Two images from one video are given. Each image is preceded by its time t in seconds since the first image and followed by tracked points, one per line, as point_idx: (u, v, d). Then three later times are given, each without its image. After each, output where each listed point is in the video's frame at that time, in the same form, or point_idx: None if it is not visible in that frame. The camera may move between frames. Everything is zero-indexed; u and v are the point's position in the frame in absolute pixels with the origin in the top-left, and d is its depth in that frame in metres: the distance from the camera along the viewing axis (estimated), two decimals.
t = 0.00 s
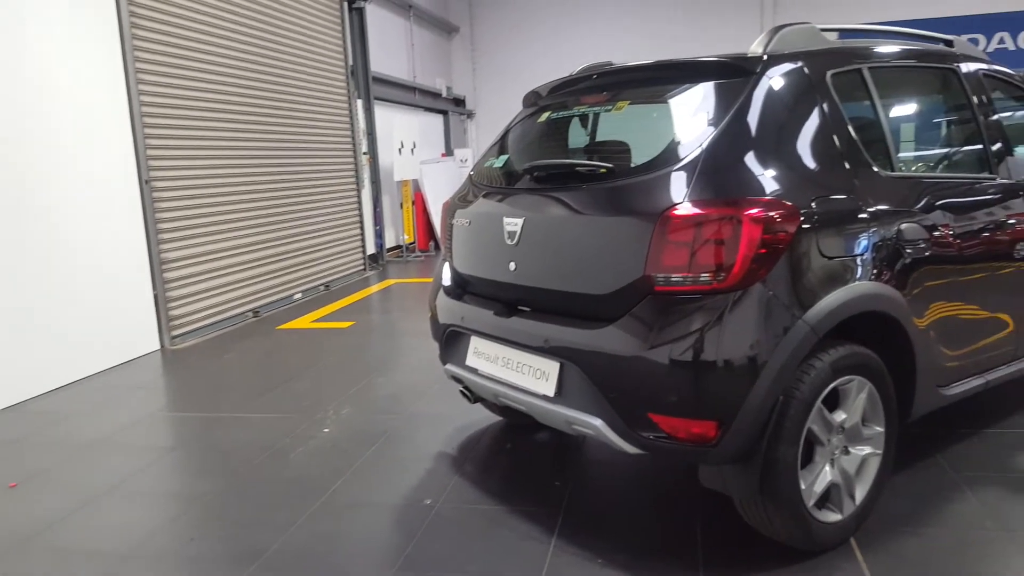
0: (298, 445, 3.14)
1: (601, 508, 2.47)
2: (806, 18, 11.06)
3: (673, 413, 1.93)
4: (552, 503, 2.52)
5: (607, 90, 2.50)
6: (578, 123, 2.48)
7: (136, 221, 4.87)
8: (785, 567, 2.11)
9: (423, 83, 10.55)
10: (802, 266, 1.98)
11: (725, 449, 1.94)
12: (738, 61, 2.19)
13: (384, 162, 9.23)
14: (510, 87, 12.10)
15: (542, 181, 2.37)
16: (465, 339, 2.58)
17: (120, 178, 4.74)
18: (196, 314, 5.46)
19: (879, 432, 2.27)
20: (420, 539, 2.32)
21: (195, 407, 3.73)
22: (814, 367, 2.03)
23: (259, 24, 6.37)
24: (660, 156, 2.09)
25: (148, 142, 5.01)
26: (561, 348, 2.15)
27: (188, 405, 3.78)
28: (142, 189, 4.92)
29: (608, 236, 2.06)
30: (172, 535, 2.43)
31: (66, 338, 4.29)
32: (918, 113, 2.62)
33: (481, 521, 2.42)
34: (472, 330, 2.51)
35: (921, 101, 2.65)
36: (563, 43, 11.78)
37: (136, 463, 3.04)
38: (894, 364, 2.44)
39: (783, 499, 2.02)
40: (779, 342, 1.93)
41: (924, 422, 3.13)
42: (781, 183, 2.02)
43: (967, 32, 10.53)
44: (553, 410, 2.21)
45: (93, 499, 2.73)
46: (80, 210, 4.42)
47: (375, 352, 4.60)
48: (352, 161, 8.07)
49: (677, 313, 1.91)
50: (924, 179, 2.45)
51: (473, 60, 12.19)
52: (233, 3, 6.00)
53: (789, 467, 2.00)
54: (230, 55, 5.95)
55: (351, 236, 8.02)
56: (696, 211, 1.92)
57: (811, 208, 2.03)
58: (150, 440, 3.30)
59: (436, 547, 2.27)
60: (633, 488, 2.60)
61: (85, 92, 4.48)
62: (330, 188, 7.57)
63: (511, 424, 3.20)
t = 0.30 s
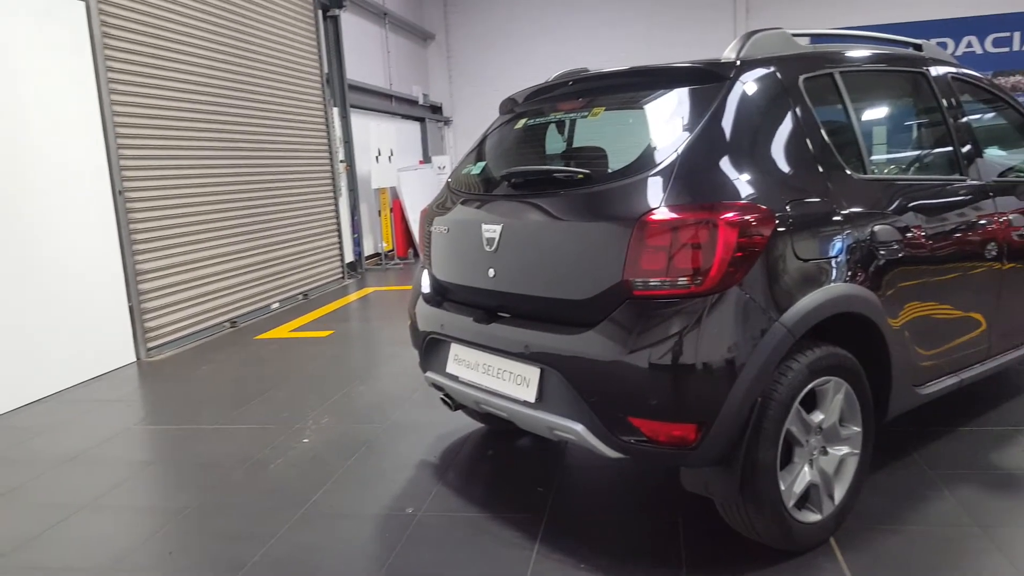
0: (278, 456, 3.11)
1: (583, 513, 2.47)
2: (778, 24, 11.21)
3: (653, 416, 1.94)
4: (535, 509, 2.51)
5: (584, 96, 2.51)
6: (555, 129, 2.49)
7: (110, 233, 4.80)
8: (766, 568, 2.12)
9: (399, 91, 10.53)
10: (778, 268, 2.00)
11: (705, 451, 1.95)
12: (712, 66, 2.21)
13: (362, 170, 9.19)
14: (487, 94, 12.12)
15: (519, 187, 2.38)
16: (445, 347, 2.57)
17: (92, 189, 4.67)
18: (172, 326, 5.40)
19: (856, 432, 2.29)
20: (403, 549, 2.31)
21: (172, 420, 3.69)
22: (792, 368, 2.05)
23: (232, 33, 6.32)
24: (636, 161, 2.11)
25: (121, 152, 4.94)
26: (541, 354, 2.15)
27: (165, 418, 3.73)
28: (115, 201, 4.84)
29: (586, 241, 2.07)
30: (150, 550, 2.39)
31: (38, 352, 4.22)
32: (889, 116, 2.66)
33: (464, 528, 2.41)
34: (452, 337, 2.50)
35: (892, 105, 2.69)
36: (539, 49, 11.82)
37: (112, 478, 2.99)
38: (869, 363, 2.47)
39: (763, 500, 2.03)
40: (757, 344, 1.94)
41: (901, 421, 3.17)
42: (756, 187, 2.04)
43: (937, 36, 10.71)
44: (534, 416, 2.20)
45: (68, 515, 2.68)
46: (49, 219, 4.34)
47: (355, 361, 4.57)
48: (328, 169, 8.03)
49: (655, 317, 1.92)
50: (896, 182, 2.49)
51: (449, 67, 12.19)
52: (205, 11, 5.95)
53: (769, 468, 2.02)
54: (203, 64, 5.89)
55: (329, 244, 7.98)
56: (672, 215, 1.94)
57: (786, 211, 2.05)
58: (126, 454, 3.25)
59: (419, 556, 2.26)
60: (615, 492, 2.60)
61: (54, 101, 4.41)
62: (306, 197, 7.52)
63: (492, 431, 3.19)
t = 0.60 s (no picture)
0: (257, 463, 3.08)
1: (566, 517, 2.48)
2: (754, 28, 11.32)
3: (633, 419, 1.94)
4: (516, 514, 2.51)
5: (561, 100, 2.52)
6: (533, 134, 2.49)
7: (84, 240, 4.73)
8: (746, 568, 2.14)
9: (377, 95, 10.50)
10: (756, 271, 2.02)
11: (685, 453, 1.96)
12: (688, 71, 2.23)
13: (340, 175, 9.15)
14: (466, 98, 12.12)
15: (498, 191, 2.38)
16: (425, 352, 2.56)
17: (64, 195, 4.59)
18: (148, 333, 5.33)
19: (834, 432, 2.31)
20: (384, 555, 2.29)
21: (149, 429, 3.64)
22: (770, 369, 2.07)
23: (207, 38, 6.26)
24: (614, 165, 2.11)
25: (95, 159, 4.87)
26: (522, 358, 2.15)
27: (141, 427, 3.68)
28: (90, 208, 4.78)
29: (565, 245, 2.07)
30: (126, 562, 2.35)
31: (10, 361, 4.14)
32: (863, 119, 2.69)
33: (445, 534, 2.40)
34: (432, 342, 2.49)
35: (866, 108, 2.73)
36: (517, 54, 11.85)
37: (87, 489, 2.95)
38: (846, 363, 2.50)
39: (743, 500, 2.05)
40: (735, 346, 1.96)
41: (877, 421, 3.21)
42: (733, 190, 2.06)
43: (909, 40, 10.87)
44: (515, 420, 2.20)
45: (42, 527, 2.63)
46: (19, 225, 4.26)
47: (335, 367, 4.54)
48: (306, 174, 7.98)
49: (634, 320, 1.93)
50: (870, 184, 2.52)
51: (427, 72, 12.18)
52: (179, 16, 5.90)
53: (749, 469, 2.03)
54: (177, 70, 5.83)
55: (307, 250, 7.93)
56: (650, 219, 1.95)
57: (762, 214, 2.07)
58: (102, 464, 3.20)
59: (400, 562, 2.25)
60: (597, 495, 2.61)
61: (26, 107, 4.34)
62: (284, 202, 7.47)
63: (474, 436, 3.18)
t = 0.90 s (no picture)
0: (236, 470, 3.05)
1: (547, 518, 2.48)
2: (729, 31, 11.43)
3: (614, 420, 1.95)
4: (498, 516, 2.51)
5: (539, 103, 2.53)
6: (512, 137, 2.50)
7: (57, 245, 4.65)
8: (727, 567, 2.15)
9: (355, 98, 10.44)
10: (733, 272, 2.03)
11: (665, 454, 1.97)
12: (665, 74, 2.25)
13: (318, 178, 9.09)
14: (444, 100, 12.10)
15: (478, 195, 2.38)
16: (406, 356, 2.55)
17: (37, 199, 4.52)
18: (124, 339, 5.26)
19: (812, 431, 2.34)
20: (366, 560, 2.28)
21: (125, 436, 3.59)
22: (748, 370, 2.09)
23: (182, 40, 6.20)
24: (593, 167, 2.12)
25: (68, 164, 4.80)
26: (503, 360, 2.15)
27: (117, 434, 3.63)
28: (64, 214, 4.71)
29: (545, 248, 2.07)
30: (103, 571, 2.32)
31: None
32: (837, 121, 2.73)
33: (427, 538, 2.39)
34: (413, 346, 2.48)
35: (840, 111, 2.76)
36: (495, 57, 11.86)
37: (62, 498, 2.90)
38: (823, 363, 2.53)
39: (723, 499, 2.06)
40: (714, 347, 1.97)
41: (853, 420, 3.25)
42: (710, 192, 2.08)
43: (882, 43, 11.05)
44: (496, 423, 2.20)
45: (15, 537, 2.59)
46: None
47: (314, 372, 4.50)
48: (284, 178, 7.92)
49: (614, 321, 1.94)
50: (845, 186, 2.55)
51: (406, 75, 12.15)
52: (153, 19, 5.83)
53: (728, 469, 2.05)
54: (151, 73, 5.77)
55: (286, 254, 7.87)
56: (629, 221, 1.96)
57: (739, 216, 2.09)
58: (77, 473, 3.15)
59: (382, 567, 2.24)
60: (578, 497, 2.61)
61: None
62: (261, 206, 7.40)
63: (455, 439, 3.17)
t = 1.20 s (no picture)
0: (217, 474, 3.02)
1: (531, 520, 2.48)
2: (710, 33, 11.51)
3: (597, 420, 1.96)
4: (482, 518, 2.50)
5: (521, 105, 2.53)
6: (494, 138, 2.49)
7: (34, 248, 4.58)
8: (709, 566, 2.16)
9: (335, 99, 10.39)
10: (714, 273, 2.05)
11: (648, 454, 1.98)
12: (646, 76, 2.26)
13: (299, 179, 9.03)
14: (426, 101, 12.08)
15: (460, 196, 2.38)
16: (388, 358, 2.54)
17: (13, 200, 4.45)
18: (102, 342, 5.19)
19: (793, 430, 2.36)
20: (349, 563, 2.27)
21: (104, 440, 3.54)
22: (729, 369, 2.10)
23: (160, 40, 6.13)
24: (575, 169, 2.13)
25: (45, 165, 4.74)
26: (485, 362, 2.14)
27: (95, 439, 3.58)
28: (41, 216, 4.64)
29: (527, 249, 2.07)
30: None
31: None
32: (816, 123, 2.75)
33: (410, 540, 2.38)
34: (395, 348, 2.47)
35: (819, 112, 2.79)
36: (477, 58, 11.86)
37: (39, 503, 2.86)
38: (803, 363, 2.55)
39: (706, 498, 2.07)
40: (695, 347, 1.98)
41: (833, 419, 3.28)
42: (691, 193, 2.09)
43: (859, 46, 11.19)
44: (479, 425, 2.19)
45: None
46: None
47: (295, 375, 4.47)
48: (264, 180, 7.87)
49: (597, 322, 1.94)
50: (824, 187, 2.58)
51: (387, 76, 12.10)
52: (131, 19, 5.77)
53: (710, 468, 2.06)
54: (129, 73, 5.70)
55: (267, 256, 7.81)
56: (611, 222, 1.96)
57: (720, 217, 2.11)
58: (54, 478, 3.10)
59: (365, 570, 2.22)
60: (561, 498, 2.62)
61: None
62: (241, 208, 7.34)
63: (438, 441, 3.16)
